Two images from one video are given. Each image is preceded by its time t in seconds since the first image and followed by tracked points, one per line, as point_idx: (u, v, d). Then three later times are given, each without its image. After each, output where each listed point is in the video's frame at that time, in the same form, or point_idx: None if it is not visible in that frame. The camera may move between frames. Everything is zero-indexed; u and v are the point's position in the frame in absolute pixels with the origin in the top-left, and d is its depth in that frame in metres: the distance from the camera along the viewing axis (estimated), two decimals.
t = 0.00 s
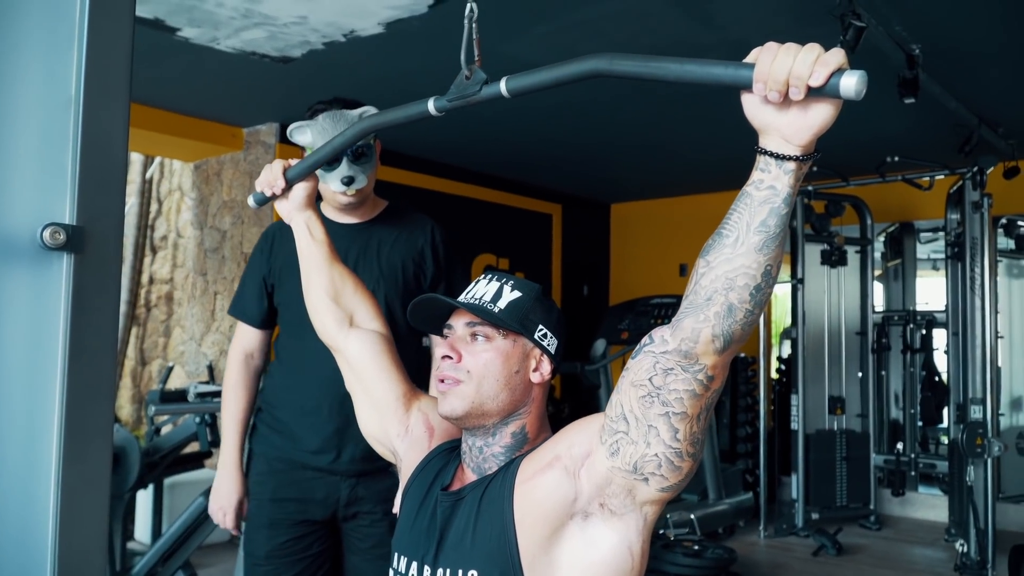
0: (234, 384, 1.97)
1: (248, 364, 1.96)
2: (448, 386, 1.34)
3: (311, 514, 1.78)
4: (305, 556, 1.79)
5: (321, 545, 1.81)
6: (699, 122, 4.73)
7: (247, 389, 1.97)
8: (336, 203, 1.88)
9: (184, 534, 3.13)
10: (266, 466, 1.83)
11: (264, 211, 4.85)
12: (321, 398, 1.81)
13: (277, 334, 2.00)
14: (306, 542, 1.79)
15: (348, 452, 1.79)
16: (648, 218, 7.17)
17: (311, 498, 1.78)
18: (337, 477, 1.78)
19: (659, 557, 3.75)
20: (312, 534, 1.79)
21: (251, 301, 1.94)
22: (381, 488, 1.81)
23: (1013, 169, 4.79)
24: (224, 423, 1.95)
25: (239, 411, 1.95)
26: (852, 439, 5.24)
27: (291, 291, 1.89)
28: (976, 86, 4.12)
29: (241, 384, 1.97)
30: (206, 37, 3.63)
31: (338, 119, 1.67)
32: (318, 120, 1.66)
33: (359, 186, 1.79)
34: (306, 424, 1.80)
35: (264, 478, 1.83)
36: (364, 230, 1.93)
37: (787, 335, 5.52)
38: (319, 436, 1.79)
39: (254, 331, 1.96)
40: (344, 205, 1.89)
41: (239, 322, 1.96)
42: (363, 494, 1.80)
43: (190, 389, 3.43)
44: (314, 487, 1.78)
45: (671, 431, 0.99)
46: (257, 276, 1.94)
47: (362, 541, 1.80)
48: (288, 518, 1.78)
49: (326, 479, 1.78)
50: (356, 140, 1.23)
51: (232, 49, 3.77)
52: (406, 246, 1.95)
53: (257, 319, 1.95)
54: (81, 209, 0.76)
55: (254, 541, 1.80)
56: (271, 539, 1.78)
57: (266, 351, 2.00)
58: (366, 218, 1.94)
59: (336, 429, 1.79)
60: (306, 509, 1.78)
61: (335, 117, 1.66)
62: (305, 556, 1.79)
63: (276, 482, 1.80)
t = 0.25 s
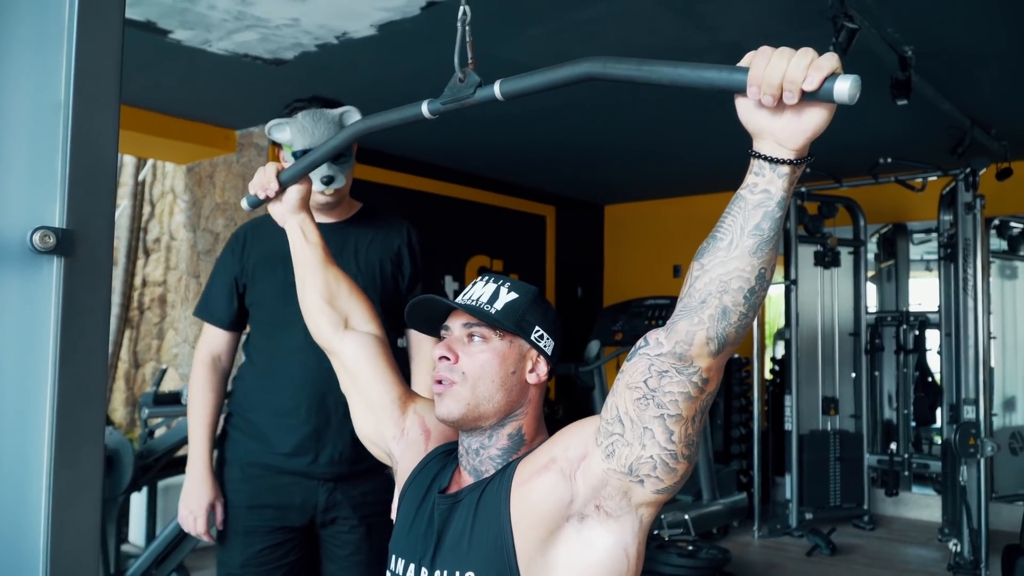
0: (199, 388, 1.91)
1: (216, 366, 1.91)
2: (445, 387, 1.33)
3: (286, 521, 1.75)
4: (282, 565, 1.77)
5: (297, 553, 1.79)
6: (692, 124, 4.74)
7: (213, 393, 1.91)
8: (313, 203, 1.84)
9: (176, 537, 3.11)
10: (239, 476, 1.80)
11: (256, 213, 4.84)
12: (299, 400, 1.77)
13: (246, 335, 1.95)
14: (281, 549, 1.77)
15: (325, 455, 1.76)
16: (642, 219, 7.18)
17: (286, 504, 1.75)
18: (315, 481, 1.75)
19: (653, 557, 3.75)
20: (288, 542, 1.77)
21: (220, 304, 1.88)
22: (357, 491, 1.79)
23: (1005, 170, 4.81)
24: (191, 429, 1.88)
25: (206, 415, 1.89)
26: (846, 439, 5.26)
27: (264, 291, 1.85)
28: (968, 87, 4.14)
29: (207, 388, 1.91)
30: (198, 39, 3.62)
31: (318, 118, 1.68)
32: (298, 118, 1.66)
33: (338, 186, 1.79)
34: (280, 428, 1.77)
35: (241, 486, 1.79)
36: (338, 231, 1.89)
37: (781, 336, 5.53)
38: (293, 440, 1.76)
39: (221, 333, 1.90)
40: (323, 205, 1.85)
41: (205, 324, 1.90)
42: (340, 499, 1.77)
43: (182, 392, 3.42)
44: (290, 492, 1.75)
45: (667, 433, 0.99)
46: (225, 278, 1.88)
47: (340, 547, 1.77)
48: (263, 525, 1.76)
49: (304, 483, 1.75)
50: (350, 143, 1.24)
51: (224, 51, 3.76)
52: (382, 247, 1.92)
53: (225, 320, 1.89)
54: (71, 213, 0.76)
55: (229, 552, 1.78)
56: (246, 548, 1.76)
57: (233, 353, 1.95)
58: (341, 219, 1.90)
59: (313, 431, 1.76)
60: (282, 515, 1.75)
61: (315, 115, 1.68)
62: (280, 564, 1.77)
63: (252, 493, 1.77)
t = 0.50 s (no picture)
0: (181, 390, 1.83)
1: (198, 365, 1.84)
2: (458, 387, 1.35)
3: (279, 526, 1.73)
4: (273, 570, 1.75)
5: (288, 557, 1.76)
6: (690, 124, 4.75)
7: (196, 395, 1.84)
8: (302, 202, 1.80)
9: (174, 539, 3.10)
10: (230, 478, 1.77)
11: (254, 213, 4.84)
12: (289, 401, 1.77)
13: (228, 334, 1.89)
14: (273, 554, 1.74)
15: (318, 456, 1.76)
16: (640, 218, 7.18)
17: (279, 508, 1.73)
18: (308, 482, 1.75)
19: (653, 557, 3.75)
20: (280, 547, 1.75)
21: (204, 302, 1.83)
22: (350, 489, 1.80)
23: (1004, 169, 4.82)
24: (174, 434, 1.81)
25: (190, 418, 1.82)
26: (845, 438, 5.27)
27: (251, 290, 1.82)
28: (966, 86, 4.14)
29: (189, 390, 1.83)
30: (196, 40, 3.62)
31: (313, 116, 1.65)
32: (292, 115, 1.65)
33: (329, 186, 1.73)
34: (264, 431, 1.76)
35: (231, 489, 1.76)
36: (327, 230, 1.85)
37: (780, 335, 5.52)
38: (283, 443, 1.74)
39: (203, 332, 1.84)
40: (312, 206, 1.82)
41: (186, 324, 1.84)
42: (334, 498, 1.78)
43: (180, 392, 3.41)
44: (283, 495, 1.74)
45: (673, 435, 0.99)
46: (210, 274, 1.82)
47: (335, 544, 1.78)
48: (256, 529, 1.73)
49: (296, 484, 1.74)
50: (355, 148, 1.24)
51: (222, 51, 3.76)
52: (368, 246, 1.90)
53: (208, 319, 1.83)
54: (73, 213, 0.76)
55: (219, 558, 1.74)
56: (239, 554, 1.73)
57: (215, 351, 1.89)
58: (330, 219, 1.85)
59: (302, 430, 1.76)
60: (276, 519, 1.73)
61: (309, 113, 1.65)
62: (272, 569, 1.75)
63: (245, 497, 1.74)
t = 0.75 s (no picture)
0: (186, 388, 1.81)
1: (203, 362, 1.82)
2: (480, 389, 1.35)
3: (291, 524, 1.73)
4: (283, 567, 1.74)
5: (299, 555, 1.77)
6: (693, 123, 4.75)
7: (201, 392, 1.82)
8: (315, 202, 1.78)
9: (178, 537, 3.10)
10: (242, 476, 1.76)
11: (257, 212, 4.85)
12: (298, 399, 1.77)
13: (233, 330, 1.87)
14: (286, 552, 1.74)
15: (327, 454, 1.77)
16: (643, 218, 7.18)
17: (291, 505, 1.73)
18: (318, 479, 1.75)
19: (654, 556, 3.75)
20: (291, 545, 1.75)
21: (212, 301, 1.81)
22: (360, 486, 1.81)
23: (1006, 169, 4.81)
24: (179, 433, 1.78)
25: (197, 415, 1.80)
26: (847, 438, 5.27)
27: (260, 288, 1.80)
28: (969, 86, 4.14)
29: (194, 387, 1.81)
30: (199, 39, 3.62)
31: (325, 115, 1.59)
32: (305, 113, 1.59)
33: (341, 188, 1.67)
34: (274, 429, 1.76)
35: (242, 487, 1.75)
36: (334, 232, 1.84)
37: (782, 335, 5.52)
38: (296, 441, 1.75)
39: (208, 328, 1.82)
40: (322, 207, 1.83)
41: (191, 320, 1.81)
42: (345, 495, 1.79)
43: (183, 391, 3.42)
44: (295, 492, 1.74)
45: (683, 439, 0.99)
46: (217, 273, 1.80)
47: (342, 540, 1.79)
48: (268, 527, 1.72)
49: (307, 482, 1.74)
50: (366, 155, 1.23)
51: (225, 51, 3.76)
52: (376, 246, 1.89)
53: (212, 317, 1.81)
54: (77, 213, 0.76)
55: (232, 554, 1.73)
56: (252, 551, 1.72)
57: (218, 348, 1.87)
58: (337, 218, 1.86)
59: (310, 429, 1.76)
60: (289, 516, 1.73)
61: (322, 112, 1.59)
62: (284, 567, 1.74)
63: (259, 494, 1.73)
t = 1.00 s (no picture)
0: (216, 386, 1.88)
1: (233, 361, 1.90)
2: (505, 390, 1.37)
3: (312, 519, 1.76)
4: (304, 564, 1.77)
5: (319, 552, 1.79)
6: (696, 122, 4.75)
7: (230, 391, 1.89)
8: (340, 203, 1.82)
9: (183, 536, 3.12)
10: (266, 472, 1.80)
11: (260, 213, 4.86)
12: (321, 398, 1.79)
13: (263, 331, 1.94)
14: (306, 549, 1.77)
15: (351, 450, 1.78)
16: (646, 217, 7.18)
17: (313, 501, 1.76)
18: (341, 477, 1.77)
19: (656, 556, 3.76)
20: (311, 541, 1.78)
21: (241, 301, 1.88)
22: (381, 486, 1.81)
23: (1008, 169, 4.81)
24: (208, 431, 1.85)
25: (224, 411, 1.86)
26: (849, 437, 5.26)
27: (284, 288, 1.84)
28: (971, 85, 4.13)
29: (224, 385, 1.88)
30: (201, 40, 3.63)
31: (351, 119, 1.66)
32: (331, 117, 1.66)
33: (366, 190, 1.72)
34: (298, 426, 1.78)
35: (266, 483, 1.79)
36: (360, 232, 1.88)
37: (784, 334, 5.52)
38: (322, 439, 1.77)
39: (238, 328, 1.90)
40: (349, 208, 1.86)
41: (222, 321, 1.89)
42: (368, 492, 1.80)
43: (187, 391, 3.43)
44: (318, 489, 1.76)
45: (697, 445, 1.01)
46: (244, 274, 1.87)
47: (366, 540, 1.80)
48: (289, 523, 1.76)
49: (330, 479, 1.76)
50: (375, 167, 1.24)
51: (228, 51, 3.77)
52: (403, 245, 1.92)
53: (242, 316, 1.88)
54: (85, 215, 0.77)
55: (253, 550, 1.77)
56: (273, 545, 1.76)
57: (248, 349, 1.94)
58: (362, 218, 1.90)
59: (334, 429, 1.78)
60: (309, 513, 1.76)
61: (347, 115, 1.66)
62: (303, 564, 1.77)
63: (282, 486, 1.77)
